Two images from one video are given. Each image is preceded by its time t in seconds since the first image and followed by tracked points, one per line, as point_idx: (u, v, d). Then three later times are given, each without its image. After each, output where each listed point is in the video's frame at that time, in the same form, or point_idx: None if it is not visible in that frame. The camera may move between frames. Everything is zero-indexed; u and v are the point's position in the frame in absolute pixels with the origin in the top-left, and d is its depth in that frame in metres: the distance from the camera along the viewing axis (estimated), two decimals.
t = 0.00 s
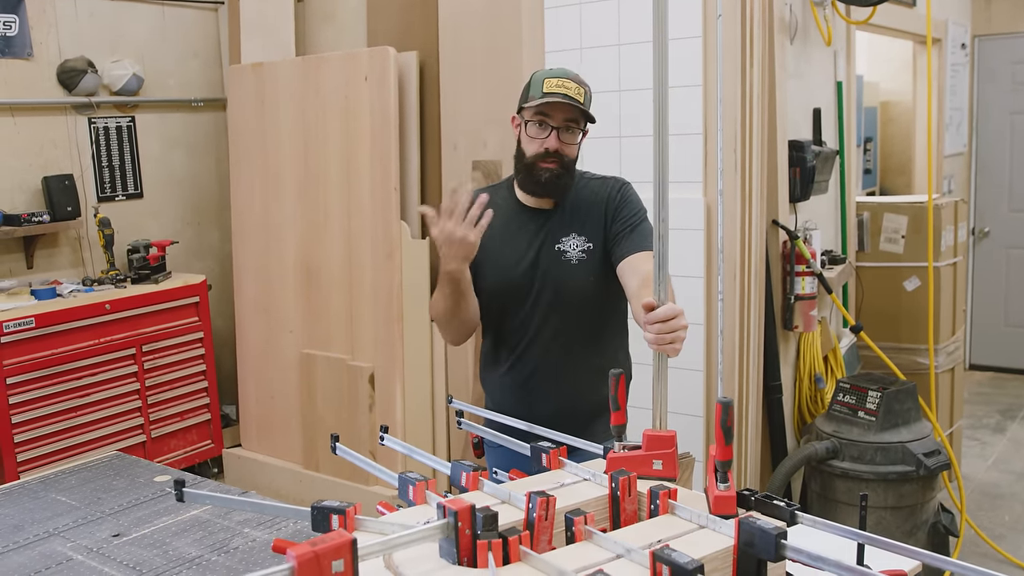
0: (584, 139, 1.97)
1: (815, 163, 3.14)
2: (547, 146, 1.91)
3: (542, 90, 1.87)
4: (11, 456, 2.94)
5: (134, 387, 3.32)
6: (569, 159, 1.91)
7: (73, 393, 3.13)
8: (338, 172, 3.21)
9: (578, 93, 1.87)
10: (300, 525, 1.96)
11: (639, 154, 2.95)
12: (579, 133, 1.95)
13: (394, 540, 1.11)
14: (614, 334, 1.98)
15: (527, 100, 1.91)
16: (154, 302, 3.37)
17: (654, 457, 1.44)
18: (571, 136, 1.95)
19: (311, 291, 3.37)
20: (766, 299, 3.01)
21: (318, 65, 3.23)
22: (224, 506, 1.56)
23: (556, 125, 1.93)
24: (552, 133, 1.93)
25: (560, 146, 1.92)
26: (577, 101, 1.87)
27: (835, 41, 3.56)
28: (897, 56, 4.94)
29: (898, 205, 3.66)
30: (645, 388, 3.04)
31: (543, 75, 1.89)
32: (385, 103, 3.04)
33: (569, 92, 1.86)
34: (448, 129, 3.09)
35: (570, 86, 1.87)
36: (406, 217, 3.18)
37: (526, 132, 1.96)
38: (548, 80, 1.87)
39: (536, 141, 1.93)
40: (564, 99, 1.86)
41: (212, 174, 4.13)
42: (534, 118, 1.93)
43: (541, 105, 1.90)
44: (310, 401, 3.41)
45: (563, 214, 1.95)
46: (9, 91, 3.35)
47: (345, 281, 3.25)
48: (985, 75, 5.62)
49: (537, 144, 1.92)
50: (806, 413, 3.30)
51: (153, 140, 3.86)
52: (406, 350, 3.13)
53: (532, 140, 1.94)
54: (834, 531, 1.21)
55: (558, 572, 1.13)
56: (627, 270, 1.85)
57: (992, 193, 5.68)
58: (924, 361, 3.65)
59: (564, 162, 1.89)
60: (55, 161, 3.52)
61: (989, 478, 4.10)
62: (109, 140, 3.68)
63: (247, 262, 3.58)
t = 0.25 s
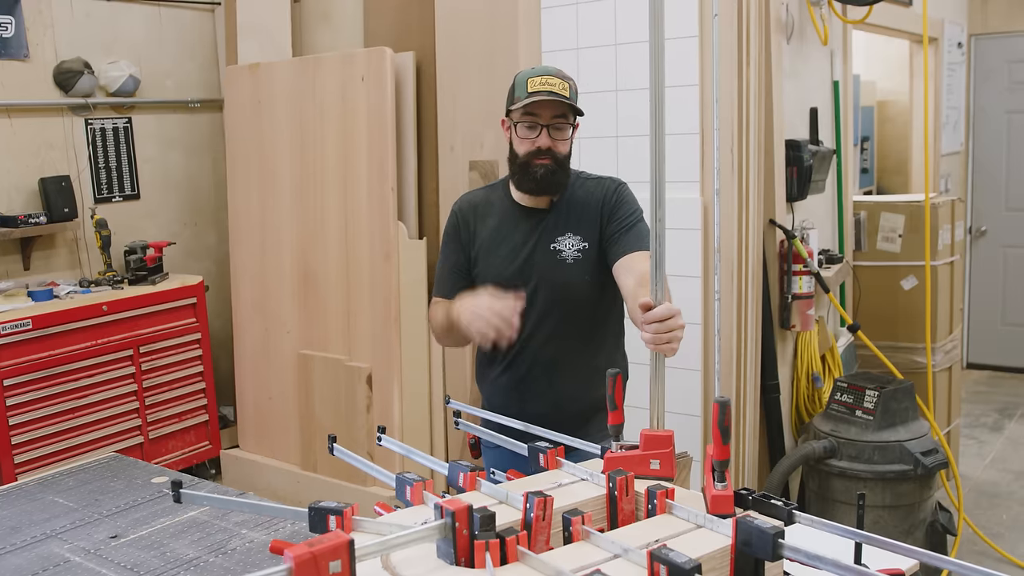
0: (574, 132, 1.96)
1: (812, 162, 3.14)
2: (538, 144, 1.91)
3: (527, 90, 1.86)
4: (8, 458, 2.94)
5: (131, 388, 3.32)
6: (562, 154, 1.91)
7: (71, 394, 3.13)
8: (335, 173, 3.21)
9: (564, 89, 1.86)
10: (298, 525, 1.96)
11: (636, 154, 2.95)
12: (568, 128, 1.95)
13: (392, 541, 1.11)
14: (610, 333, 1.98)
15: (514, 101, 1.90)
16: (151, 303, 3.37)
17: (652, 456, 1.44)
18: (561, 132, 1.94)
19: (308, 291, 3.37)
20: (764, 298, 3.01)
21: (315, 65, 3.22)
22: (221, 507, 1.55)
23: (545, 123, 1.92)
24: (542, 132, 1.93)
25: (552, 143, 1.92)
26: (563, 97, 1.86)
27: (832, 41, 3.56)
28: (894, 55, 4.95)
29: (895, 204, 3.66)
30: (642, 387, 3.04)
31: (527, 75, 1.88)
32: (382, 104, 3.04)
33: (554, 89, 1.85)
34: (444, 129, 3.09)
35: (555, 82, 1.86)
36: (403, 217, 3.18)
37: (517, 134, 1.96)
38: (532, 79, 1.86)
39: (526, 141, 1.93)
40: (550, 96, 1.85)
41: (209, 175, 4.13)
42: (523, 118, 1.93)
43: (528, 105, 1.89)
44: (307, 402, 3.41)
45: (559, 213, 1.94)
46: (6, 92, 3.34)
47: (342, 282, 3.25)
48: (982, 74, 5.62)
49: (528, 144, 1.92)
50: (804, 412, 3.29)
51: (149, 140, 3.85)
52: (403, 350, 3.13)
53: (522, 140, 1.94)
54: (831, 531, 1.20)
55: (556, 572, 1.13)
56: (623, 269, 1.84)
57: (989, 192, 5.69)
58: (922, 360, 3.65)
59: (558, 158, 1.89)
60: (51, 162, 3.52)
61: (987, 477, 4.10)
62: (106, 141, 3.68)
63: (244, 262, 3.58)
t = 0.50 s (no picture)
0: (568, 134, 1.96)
1: (810, 163, 3.14)
2: (531, 145, 1.90)
3: (520, 91, 1.86)
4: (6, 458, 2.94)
5: (130, 389, 3.32)
6: (555, 156, 1.90)
7: (69, 395, 3.13)
8: (333, 173, 3.21)
9: (557, 89, 1.86)
10: (297, 526, 1.96)
11: (634, 155, 2.95)
12: (562, 129, 1.94)
13: (390, 542, 1.11)
14: (607, 333, 1.98)
15: (507, 102, 1.90)
16: (149, 303, 3.37)
17: (650, 457, 1.44)
18: (555, 133, 1.93)
19: (307, 292, 3.37)
20: (762, 299, 3.01)
21: (313, 66, 3.22)
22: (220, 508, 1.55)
23: (538, 123, 1.92)
24: (535, 132, 1.92)
25: (545, 144, 1.91)
26: (556, 97, 1.86)
27: (830, 42, 3.56)
28: (892, 56, 4.95)
29: (893, 205, 3.66)
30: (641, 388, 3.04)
31: (521, 76, 1.88)
32: (380, 104, 3.04)
33: (546, 89, 1.85)
34: (443, 129, 3.09)
35: (547, 83, 1.86)
36: (401, 218, 3.18)
37: (511, 135, 1.95)
38: (525, 80, 1.86)
39: (520, 142, 1.92)
40: (542, 96, 1.85)
41: (207, 176, 4.13)
42: (516, 119, 1.93)
43: (521, 106, 1.89)
44: (306, 403, 3.41)
45: (555, 214, 1.94)
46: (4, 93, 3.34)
47: (340, 282, 3.25)
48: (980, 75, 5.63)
49: (521, 145, 1.91)
50: (803, 412, 3.28)
51: (148, 141, 3.85)
52: (402, 351, 3.13)
53: (516, 141, 1.93)
54: (830, 531, 1.21)
55: (554, 573, 1.13)
56: (621, 270, 1.85)
57: (987, 192, 5.70)
58: (920, 360, 3.66)
59: (552, 159, 1.88)
60: (50, 162, 3.52)
61: (985, 478, 4.11)
62: (104, 142, 3.68)
63: (242, 263, 3.58)
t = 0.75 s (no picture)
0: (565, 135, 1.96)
1: (812, 162, 3.14)
2: (529, 148, 1.89)
3: (517, 94, 1.86)
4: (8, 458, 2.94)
5: (132, 388, 3.32)
6: (554, 157, 1.89)
7: (71, 394, 3.13)
8: (335, 173, 3.21)
9: (553, 91, 1.86)
10: (299, 525, 1.96)
11: (636, 155, 2.95)
12: (559, 131, 1.94)
13: (392, 541, 1.11)
14: (607, 333, 1.98)
15: (504, 106, 1.90)
16: (151, 303, 3.37)
17: (652, 457, 1.44)
18: (553, 135, 1.93)
19: (308, 291, 3.37)
20: (764, 299, 3.01)
21: (315, 66, 3.23)
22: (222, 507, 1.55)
23: (535, 126, 1.92)
24: (533, 135, 1.92)
25: (543, 146, 1.90)
26: (553, 99, 1.86)
27: (833, 42, 3.56)
28: (893, 56, 4.95)
29: (895, 204, 3.66)
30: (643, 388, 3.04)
31: (517, 78, 1.88)
32: (382, 104, 3.04)
33: (542, 92, 1.85)
34: (445, 129, 3.09)
35: (543, 85, 1.86)
36: (403, 217, 3.18)
37: (508, 138, 1.95)
38: (521, 83, 1.86)
39: (517, 145, 1.91)
40: (539, 99, 1.85)
41: (209, 176, 4.13)
42: (514, 123, 1.92)
43: (518, 109, 1.89)
44: (307, 402, 3.41)
45: (554, 214, 1.94)
46: (6, 92, 3.35)
47: (342, 282, 3.25)
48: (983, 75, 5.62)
49: (519, 148, 1.91)
50: (804, 412, 3.29)
51: (149, 141, 3.86)
52: (403, 350, 3.13)
53: (513, 144, 1.93)
54: (832, 531, 1.21)
55: (556, 572, 1.13)
56: (621, 270, 1.85)
57: (989, 192, 5.69)
58: (921, 360, 3.65)
59: (550, 161, 1.88)
60: (52, 162, 3.52)
61: (987, 478, 4.10)
62: (106, 142, 3.68)
63: (243, 263, 3.58)
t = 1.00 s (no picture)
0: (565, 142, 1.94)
1: (810, 165, 3.15)
2: (531, 158, 1.88)
3: (516, 105, 1.84)
4: (6, 459, 2.94)
5: (130, 390, 3.32)
6: (556, 166, 1.89)
7: (68, 396, 3.12)
8: (333, 174, 3.21)
9: (551, 100, 1.85)
10: (297, 527, 1.96)
11: (634, 157, 2.96)
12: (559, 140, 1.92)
13: (391, 542, 1.11)
14: (604, 335, 1.98)
15: (503, 117, 1.88)
16: (149, 304, 3.37)
17: (650, 459, 1.44)
18: (553, 144, 1.92)
19: (306, 293, 3.37)
20: (762, 300, 3.01)
21: (313, 67, 3.23)
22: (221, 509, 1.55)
23: (536, 136, 1.90)
24: (534, 145, 1.90)
25: (546, 156, 1.89)
26: (552, 108, 1.84)
27: (830, 44, 3.57)
28: (891, 58, 4.96)
29: (893, 206, 3.66)
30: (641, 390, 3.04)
31: (514, 88, 1.86)
32: (380, 105, 3.05)
33: (542, 101, 1.83)
34: (443, 131, 3.10)
35: (542, 94, 1.84)
36: (401, 219, 3.18)
37: (508, 150, 1.92)
38: (519, 93, 1.84)
39: (519, 155, 1.89)
40: (538, 109, 1.83)
41: (207, 177, 4.13)
42: (513, 134, 1.90)
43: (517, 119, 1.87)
44: (305, 404, 3.41)
45: (552, 217, 1.94)
46: (4, 93, 3.34)
47: (340, 283, 3.25)
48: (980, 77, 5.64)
49: (521, 159, 1.89)
50: (802, 414, 3.29)
51: (148, 142, 3.86)
52: (402, 352, 3.14)
53: (514, 156, 1.91)
54: (829, 533, 1.21)
55: (554, 574, 1.13)
56: (618, 272, 1.84)
57: (987, 195, 5.70)
58: (919, 362, 3.66)
59: (552, 170, 1.88)
60: (50, 163, 3.52)
61: (984, 480, 4.11)
62: (104, 143, 3.68)
63: (242, 264, 3.58)
